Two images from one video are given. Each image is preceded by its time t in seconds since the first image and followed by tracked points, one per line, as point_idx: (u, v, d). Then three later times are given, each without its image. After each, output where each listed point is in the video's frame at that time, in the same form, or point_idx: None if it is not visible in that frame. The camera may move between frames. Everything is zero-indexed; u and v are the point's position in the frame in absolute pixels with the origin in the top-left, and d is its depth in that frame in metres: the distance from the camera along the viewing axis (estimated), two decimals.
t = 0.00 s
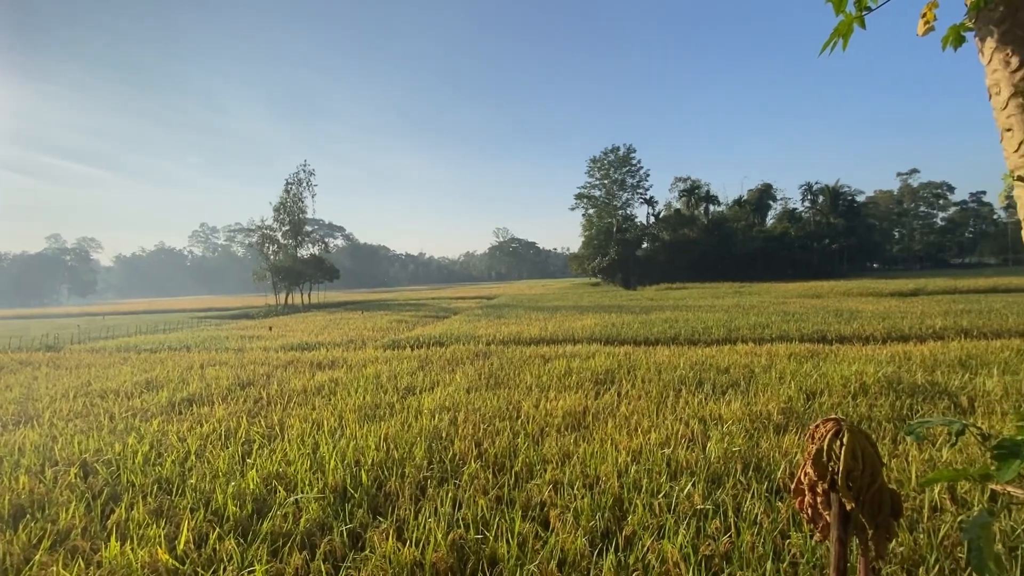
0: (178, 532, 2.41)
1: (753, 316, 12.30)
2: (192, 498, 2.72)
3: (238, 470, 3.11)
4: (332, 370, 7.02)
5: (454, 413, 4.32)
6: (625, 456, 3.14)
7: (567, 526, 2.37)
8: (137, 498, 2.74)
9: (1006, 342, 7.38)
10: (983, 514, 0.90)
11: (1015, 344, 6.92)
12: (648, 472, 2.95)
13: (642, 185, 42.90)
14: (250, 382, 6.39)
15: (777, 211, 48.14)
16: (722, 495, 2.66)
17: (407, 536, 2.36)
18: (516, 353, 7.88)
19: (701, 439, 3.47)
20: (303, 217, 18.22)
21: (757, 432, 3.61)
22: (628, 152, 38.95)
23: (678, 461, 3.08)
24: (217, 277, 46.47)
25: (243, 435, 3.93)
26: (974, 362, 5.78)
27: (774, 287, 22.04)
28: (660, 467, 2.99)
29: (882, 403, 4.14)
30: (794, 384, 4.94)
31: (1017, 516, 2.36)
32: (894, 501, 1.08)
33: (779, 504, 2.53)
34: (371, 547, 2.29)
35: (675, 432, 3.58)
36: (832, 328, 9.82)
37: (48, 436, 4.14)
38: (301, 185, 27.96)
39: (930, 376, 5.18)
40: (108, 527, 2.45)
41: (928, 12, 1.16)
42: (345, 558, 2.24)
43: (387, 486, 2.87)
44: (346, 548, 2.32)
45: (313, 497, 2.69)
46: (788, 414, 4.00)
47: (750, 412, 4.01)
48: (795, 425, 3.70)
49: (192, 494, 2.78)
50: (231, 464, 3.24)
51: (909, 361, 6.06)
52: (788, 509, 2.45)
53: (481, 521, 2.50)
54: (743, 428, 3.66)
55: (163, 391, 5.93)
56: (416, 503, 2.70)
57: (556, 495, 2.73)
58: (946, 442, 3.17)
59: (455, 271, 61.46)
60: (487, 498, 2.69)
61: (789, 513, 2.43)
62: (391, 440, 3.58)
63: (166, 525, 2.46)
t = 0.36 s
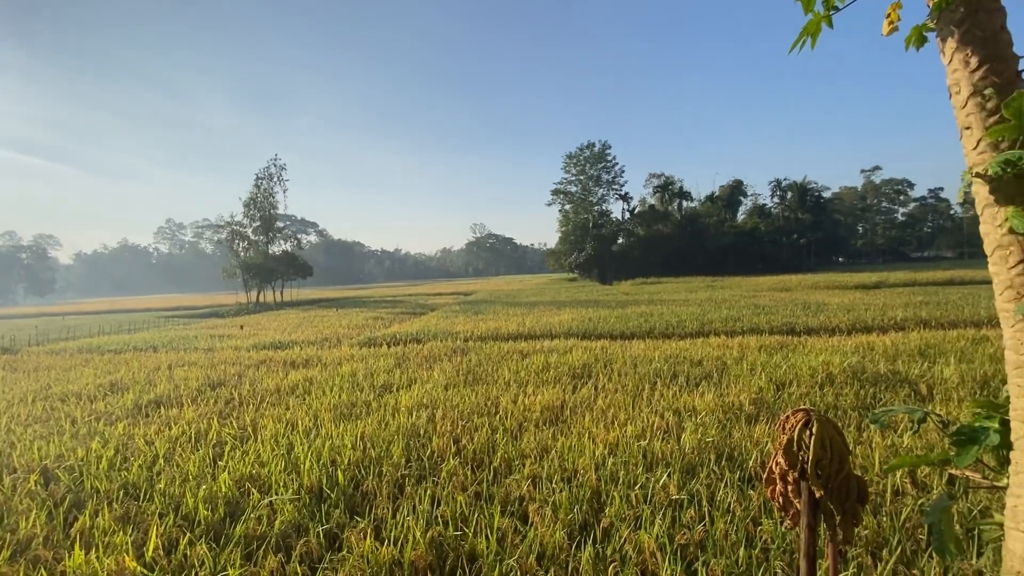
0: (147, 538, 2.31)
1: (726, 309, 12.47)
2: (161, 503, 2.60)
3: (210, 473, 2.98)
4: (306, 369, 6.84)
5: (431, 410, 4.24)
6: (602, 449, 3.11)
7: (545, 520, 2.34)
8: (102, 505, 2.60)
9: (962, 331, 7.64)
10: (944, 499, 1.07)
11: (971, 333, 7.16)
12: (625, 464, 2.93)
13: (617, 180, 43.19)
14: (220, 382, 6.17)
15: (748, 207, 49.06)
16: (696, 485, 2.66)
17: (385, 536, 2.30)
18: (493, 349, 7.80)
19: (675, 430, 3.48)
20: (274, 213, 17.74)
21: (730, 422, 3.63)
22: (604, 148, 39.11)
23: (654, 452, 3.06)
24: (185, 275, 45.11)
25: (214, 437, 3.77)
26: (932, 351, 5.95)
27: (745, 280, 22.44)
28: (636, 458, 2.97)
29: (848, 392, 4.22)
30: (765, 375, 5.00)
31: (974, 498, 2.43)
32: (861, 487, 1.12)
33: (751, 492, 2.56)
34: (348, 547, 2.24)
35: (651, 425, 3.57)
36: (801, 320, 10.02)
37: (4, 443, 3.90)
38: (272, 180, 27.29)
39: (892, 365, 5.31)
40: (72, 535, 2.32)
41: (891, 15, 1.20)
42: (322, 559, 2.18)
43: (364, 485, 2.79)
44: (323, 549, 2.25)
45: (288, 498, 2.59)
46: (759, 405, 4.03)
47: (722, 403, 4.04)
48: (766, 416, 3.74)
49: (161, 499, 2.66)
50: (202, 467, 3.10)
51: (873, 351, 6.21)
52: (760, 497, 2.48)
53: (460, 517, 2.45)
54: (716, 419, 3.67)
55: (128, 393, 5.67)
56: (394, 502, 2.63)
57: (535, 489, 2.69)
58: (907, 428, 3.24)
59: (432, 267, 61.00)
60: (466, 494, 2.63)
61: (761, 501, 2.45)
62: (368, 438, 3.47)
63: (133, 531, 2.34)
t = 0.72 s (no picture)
0: (113, 546, 2.19)
1: (700, 303, 12.63)
2: (127, 509, 2.48)
3: (179, 476, 2.85)
4: (280, 368, 6.66)
5: (409, 408, 4.15)
6: (580, 442, 3.08)
7: (525, 515, 2.30)
8: (64, 513, 2.46)
9: (923, 322, 7.88)
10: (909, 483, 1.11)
11: (932, 324, 7.38)
12: (602, 457, 2.90)
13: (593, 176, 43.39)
14: (190, 383, 5.95)
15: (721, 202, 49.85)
16: (672, 475, 2.65)
17: (362, 535, 2.24)
18: (471, 345, 7.73)
19: (651, 422, 3.47)
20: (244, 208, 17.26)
21: (704, 413, 3.65)
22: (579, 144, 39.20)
23: (631, 444, 3.05)
24: (152, 274, 43.67)
25: (184, 440, 3.62)
26: (895, 341, 6.11)
27: (718, 275, 22.81)
28: (613, 451, 2.95)
29: (816, 382, 4.30)
30: (737, 367, 5.05)
31: (934, 482, 2.48)
32: (830, 476, 1.12)
33: (724, 481, 2.56)
34: (325, 549, 2.17)
35: (628, 417, 3.56)
36: (772, 313, 10.20)
37: None
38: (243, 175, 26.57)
39: (857, 355, 5.44)
40: (31, 545, 2.19)
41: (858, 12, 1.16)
42: (297, 562, 2.11)
43: (341, 485, 2.71)
44: (299, 551, 2.18)
45: (262, 500, 2.49)
46: (732, 395, 4.07)
47: (697, 395, 4.06)
48: (739, 407, 3.77)
49: (128, 505, 2.53)
50: (171, 470, 2.97)
51: (839, 342, 6.34)
52: (734, 486, 2.49)
53: (439, 515, 2.39)
54: (690, 410, 3.69)
55: (92, 396, 5.42)
56: (371, 502, 2.55)
57: (514, 484, 2.65)
58: (871, 416, 3.29)
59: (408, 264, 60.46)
60: (445, 491, 2.57)
61: (735, 489, 2.46)
62: (344, 438, 3.36)
63: (98, 539, 2.22)
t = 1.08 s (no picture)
0: (77, 555, 2.08)
1: (675, 298, 12.76)
2: (92, 517, 2.35)
3: (148, 481, 2.72)
4: (253, 368, 6.47)
5: (387, 406, 4.06)
6: (559, 437, 3.05)
7: (505, 511, 2.26)
8: (24, 522, 2.32)
9: (886, 314, 8.11)
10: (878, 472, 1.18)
11: (895, 316, 7.60)
12: (581, 451, 2.87)
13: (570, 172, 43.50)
14: (159, 385, 5.73)
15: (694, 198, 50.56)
16: (649, 468, 2.64)
17: (340, 536, 2.17)
18: (449, 342, 7.64)
19: (629, 416, 3.46)
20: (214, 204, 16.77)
21: (679, 405, 3.66)
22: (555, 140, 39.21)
23: (608, 438, 3.03)
24: (118, 272, 42.22)
25: (152, 443, 3.46)
26: (860, 333, 6.26)
27: (692, 270, 23.12)
28: (591, 445, 2.93)
29: (786, 373, 4.36)
30: (712, 360, 5.09)
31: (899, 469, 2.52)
32: (803, 465, 1.10)
33: (700, 472, 2.56)
34: (301, 551, 2.09)
35: (606, 411, 3.54)
36: (745, 306, 10.36)
37: None
38: (213, 169, 25.82)
39: (825, 346, 5.55)
40: None
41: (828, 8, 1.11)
42: (273, 565, 2.03)
43: (317, 486, 2.62)
44: (274, 554, 2.10)
45: (235, 504, 2.39)
46: (706, 388, 4.10)
47: (672, 388, 4.06)
48: (713, 399, 3.79)
49: (93, 512, 2.41)
50: (139, 475, 2.83)
51: (808, 334, 6.47)
52: (709, 476, 2.49)
53: (418, 513, 2.33)
54: (666, 403, 3.69)
55: (53, 400, 5.16)
56: (348, 502, 2.48)
57: (493, 480, 2.59)
58: (839, 407, 3.34)
59: (384, 260, 59.79)
60: (424, 490, 2.50)
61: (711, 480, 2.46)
62: (320, 438, 3.25)
63: (61, 548, 2.10)
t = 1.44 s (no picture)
0: (44, 564, 1.97)
1: (655, 294, 12.82)
2: (60, 524, 2.24)
3: (120, 487, 2.60)
4: (229, 369, 6.28)
5: (367, 405, 3.96)
6: (541, 433, 3.00)
7: (487, 508, 2.20)
8: None
9: (858, 308, 8.27)
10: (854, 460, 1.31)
11: (866, 309, 7.75)
12: (563, 447, 2.83)
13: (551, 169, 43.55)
14: (130, 387, 5.51)
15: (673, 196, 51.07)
16: (631, 462, 2.60)
17: (321, 537, 2.09)
18: (431, 339, 7.54)
19: (610, 411, 3.43)
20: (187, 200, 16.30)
21: (659, 400, 3.64)
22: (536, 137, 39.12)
23: (590, 433, 2.99)
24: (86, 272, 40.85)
25: (123, 447, 3.31)
26: (832, 326, 6.36)
27: (672, 266, 23.33)
28: (573, 440, 2.88)
29: (762, 366, 4.39)
30: (690, 354, 5.10)
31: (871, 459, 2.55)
32: (782, 457, 1.04)
33: (679, 465, 2.53)
34: (281, 554, 2.01)
35: (588, 407, 3.50)
36: (723, 301, 10.47)
37: None
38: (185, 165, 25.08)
39: (798, 340, 5.62)
40: None
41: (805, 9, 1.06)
42: (251, 570, 1.95)
43: (296, 487, 2.52)
44: (252, 558, 2.02)
45: (211, 507, 2.29)
46: (685, 382, 4.10)
47: (652, 382, 4.05)
48: (692, 393, 3.78)
49: (60, 519, 2.29)
50: (109, 480, 2.71)
51: (782, 328, 6.55)
52: (688, 469, 2.46)
53: (400, 512, 2.26)
54: (646, 397, 3.67)
55: (16, 405, 4.92)
56: (328, 503, 2.39)
57: (475, 478, 2.53)
58: (814, 397, 3.37)
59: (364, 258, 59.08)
60: (405, 489, 2.43)
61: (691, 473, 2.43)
62: (299, 438, 3.13)
63: (26, 558, 1.99)
